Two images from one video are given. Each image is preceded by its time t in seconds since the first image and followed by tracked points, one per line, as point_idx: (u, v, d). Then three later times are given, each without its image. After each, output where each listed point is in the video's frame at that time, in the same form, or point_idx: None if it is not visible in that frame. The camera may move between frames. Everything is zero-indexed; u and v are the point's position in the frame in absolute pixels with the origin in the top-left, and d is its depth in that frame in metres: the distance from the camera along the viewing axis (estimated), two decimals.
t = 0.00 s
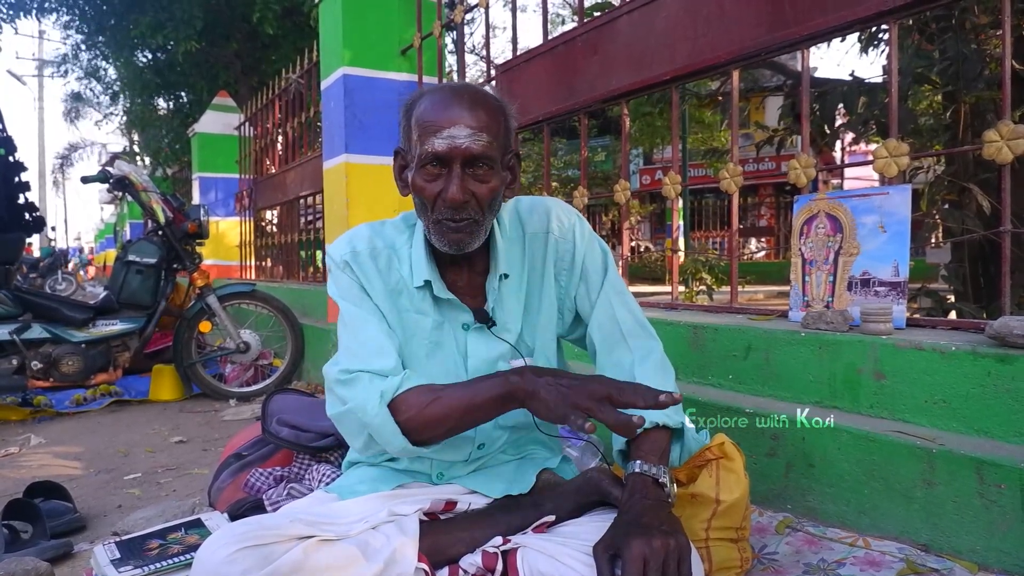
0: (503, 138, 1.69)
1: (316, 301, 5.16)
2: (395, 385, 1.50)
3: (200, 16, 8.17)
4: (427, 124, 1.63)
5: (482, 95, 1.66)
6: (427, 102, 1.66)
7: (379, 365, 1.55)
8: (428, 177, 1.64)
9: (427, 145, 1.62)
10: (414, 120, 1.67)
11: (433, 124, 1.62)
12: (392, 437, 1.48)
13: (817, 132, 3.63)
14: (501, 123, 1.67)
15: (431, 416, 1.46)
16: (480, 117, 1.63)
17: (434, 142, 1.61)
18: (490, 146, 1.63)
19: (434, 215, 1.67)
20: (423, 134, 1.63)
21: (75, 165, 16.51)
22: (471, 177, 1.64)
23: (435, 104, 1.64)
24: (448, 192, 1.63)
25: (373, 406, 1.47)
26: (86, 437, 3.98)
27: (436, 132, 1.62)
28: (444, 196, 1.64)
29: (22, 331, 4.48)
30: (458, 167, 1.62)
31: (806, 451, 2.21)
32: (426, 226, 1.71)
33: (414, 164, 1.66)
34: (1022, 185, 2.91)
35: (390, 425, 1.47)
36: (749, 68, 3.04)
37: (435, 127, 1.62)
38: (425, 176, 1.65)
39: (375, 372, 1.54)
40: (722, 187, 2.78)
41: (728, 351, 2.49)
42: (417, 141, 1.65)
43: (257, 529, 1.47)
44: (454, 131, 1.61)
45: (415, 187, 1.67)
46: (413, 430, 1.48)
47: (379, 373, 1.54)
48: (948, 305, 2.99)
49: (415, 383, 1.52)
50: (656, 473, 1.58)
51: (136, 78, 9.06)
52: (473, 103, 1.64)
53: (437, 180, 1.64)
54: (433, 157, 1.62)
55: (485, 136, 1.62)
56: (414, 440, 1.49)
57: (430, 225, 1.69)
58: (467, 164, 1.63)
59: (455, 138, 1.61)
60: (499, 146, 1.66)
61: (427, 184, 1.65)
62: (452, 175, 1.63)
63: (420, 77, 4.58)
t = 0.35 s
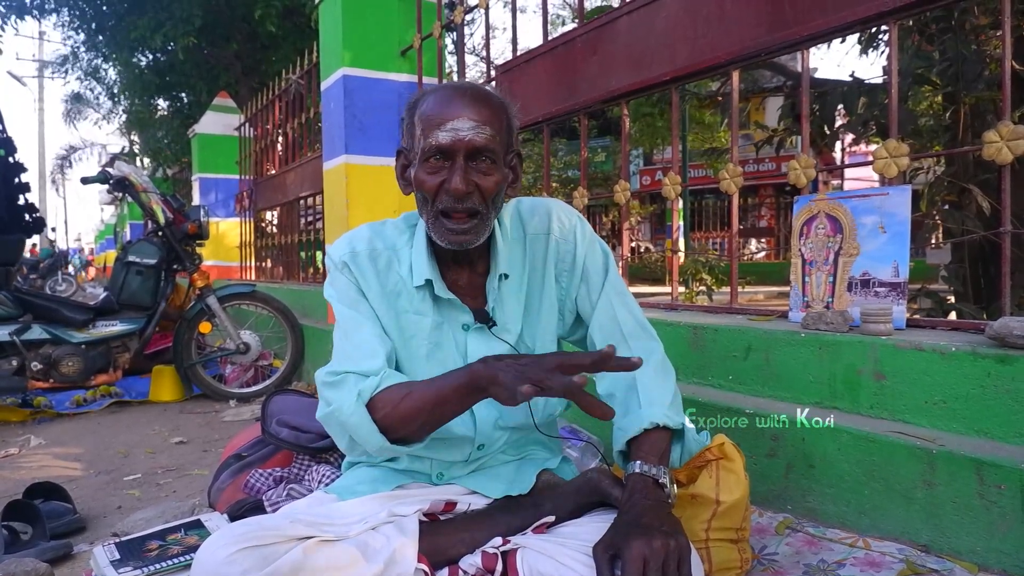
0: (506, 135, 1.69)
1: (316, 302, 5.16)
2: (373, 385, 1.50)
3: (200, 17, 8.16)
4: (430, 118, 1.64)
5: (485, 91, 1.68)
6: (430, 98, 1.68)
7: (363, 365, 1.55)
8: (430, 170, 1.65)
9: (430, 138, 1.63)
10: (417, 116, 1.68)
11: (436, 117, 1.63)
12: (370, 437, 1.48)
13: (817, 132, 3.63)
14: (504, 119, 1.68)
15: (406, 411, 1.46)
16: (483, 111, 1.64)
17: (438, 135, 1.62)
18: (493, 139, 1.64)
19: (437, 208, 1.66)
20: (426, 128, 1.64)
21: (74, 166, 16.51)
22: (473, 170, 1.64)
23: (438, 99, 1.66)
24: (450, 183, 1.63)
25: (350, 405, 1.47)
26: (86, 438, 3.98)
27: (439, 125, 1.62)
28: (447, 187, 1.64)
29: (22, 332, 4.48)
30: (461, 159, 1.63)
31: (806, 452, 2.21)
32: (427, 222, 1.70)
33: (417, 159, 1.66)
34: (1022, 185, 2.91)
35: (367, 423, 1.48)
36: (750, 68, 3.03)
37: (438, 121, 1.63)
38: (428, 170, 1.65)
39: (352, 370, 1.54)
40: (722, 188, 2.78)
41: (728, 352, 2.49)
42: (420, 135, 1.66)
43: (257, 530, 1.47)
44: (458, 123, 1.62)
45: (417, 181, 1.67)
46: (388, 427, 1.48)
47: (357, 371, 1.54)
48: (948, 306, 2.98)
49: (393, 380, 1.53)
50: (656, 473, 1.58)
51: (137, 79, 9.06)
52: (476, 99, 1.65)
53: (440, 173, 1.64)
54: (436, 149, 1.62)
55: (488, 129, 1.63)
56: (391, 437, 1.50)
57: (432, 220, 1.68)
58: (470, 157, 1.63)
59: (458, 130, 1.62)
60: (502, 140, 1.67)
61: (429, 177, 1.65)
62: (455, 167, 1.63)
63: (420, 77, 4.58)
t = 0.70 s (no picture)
0: (506, 130, 1.69)
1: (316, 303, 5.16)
2: (334, 412, 1.49)
3: (199, 18, 8.16)
4: (431, 115, 1.64)
5: (484, 88, 1.68)
6: (429, 96, 1.68)
7: (338, 382, 1.55)
8: (431, 167, 1.65)
9: (431, 135, 1.63)
10: (417, 113, 1.68)
11: (436, 114, 1.64)
12: (333, 466, 1.51)
13: (816, 132, 3.63)
14: (504, 115, 1.68)
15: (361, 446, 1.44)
16: (483, 107, 1.65)
17: (439, 131, 1.62)
18: (493, 135, 1.64)
19: (438, 203, 1.66)
20: (426, 125, 1.64)
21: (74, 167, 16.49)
22: (474, 166, 1.64)
23: (438, 96, 1.66)
24: (451, 179, 1.63)
25: (312, 436, 1.49)
26: (87, 439, 3.98)
27: (440, 122, 1.63)
28: (448, 183, 1.64)
29: (22, 333, 4.48)
30: (462, 155, 1.63)
31: (805, 452, 2.21)
32: (429, 218, 1.70)
33: (418, 156, 1.67)
34: (1023, 184, 2.91)
35: (328, 450, 1.50)
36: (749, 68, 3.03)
37: (439, 118, 1.63)
38: (429, 166, 1.65)
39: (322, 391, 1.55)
40: (721, 188, 2.78)
41: (728, 352, 2.48)
42: (420, 132, 1.66)
43: (257, 530, 1.47)
44: (458, 119, 1.62)
45: (419, 178, 1.67)
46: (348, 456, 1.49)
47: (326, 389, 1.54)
48: (948, 306, 2.98)
49: (351, 405, 1.49)
50: (656, 474, 1.57)
51: (136, 80, 9.05)
52: (476, 96, 1.65)
53: (441, 169, 1.64)
54: (437, 145, 1.63)
55: (489, 125, 1.63)
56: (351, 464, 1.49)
57: (434, 215, 1.68)
58: (471, 152, 1.64)
59: (459, 126, 1.62)
60: (502, 136, 1.67)
61: (430, 173, 1.65)
62: (457, 162, 1.63)
63: (419, 78, 4.57)
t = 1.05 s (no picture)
0: (509, 140, 1.68)
1: (315, 302, 5.16)
2: (357, 421, 1.50)
3: (198, 18, 8.14)
4: (434, 126, 1.63)
5: (488, 97, 1.66)
6: (433, 103, 1.66)
7: (354, 387, 1.56)
8: (434, 177, 1.65)
9: (435, 146, 1.62)
10: (421, 120, 1.67)
11: (440, 126, 1.62)
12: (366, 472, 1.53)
13: (815, 132, 3.63)
14: (508, 125, 1.67)
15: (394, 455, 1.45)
16: (488, 118, 1.63)
17: (442, 144, 1.61)
18: (497, 148, 1.63)
19: (440, 213, 1.67)
20: (429, 135, 1.63)
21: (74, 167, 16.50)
22: (477, 179, 1.64)
23: (442, 106, 1.64)
24: (454, 192, 1.64)
25: (342, 448, 1.51)
26: (86, 439, 3.98)
27: (444, 133, 1.61)
28: (450, 196, 1.65)
29: (21, 332, 4.48)
30: (465, 169, 1.62)
31: (804, 453, 2.21)
32: (430, 225, 1.71)
33: (421, 165, 1.66)
34: (1021, 185, 2.91)
35: (358, 459, 1.52)
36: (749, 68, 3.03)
37: (442, 129, 1.62)
38: (431, 177, 1.65)
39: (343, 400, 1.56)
40: (720, 188, 2.78)
41: (728, 352, 2.48)
42: (424, 142, 1.65)
43: (255, 531, 1.47)
44: (462, 132, 1.61)
45: (420, 187, 1.67)
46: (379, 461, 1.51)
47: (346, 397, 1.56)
48: (946, 306, 2.98)
49: (374, 415, 1.50)
50: (655, 474, 1.57)
51: (136, 80, 9.05)
52: (480, 106, 1.63)
53: (444, 181, 1.64)
54: (440, 158, 1.62)
55: (492, 138, 1.62)
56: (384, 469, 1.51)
57: (435, 224, 1.69)
58: (474, 165, 1.63)
59: (463, 139, 1.60)
60: (506, 148, 1.66)
61: (433, 184, 1.65)
62: (460, 176, 1.63)
63: (419, 78, 4.58)
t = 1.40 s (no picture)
0: (526, 149, 1.68)
1: (316, 303, 5.17)
2: (370, 443, 1.47)
3: (199, 18, 8.14)
4: (451, 133, 1.63)
5: (506, 105, 1.66)
6: (452, 111, 1.66)
7: (367, 399, 1.55)
8: (450, 185, 1.64)
9: (452, 154, 1.61)
10: (437, 127, 1.67)
11: (458, 134, 1.62)
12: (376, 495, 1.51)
13: (815, 133, 3.63)
14: (525, 134, 1.68)
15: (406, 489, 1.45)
16: (506, 126, 1.63)
17: (460, 152, 1.61)
18: (515, 158, 1.63)
19: (455, 223, 1.66)
20: (447, 142, 1.63)
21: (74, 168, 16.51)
22: (494, 189, 1.64)
23: (460, 114, 1.64)
24: (470, 201, 1.63)
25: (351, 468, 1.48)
26: (86, 439, 3.98)
27: (462, 141, 1.61)
28: (467, 206, 1.64)
29: (21, 333, 4.49)
30: (483, 178, 1.62)
31: (804, 454, 2.21)
32: (445, 235, 1.70)
33: (437, 172, 1.65)
34: (1021, 186, 2.91)
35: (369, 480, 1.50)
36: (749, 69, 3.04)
37: (461, 137, 1.61)
38: (447, 185, 1.64)
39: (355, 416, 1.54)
40: (720, 189, 2.78)
41: (728, 353, 2.48)
42: (441, 148, 1.64)
43: (255, 533, 1.48)
44: (481, 140, 1.61)
45: (436, 195, 1.66)
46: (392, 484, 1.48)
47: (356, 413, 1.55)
48: (946, 307, 2.98)
49: (389, 438, 1.48)
50: (658, 476, 1.58)
51: (136, 80, 9.06)
52: (499, 115, 1.64)
53: (460, 190, 1.64)
54: (458, 166, 1.61)
55: (511, 148, 1.62)
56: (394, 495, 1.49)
57: (450, 234, 1.68)
58: (492, 175, 1.62)
59: (481, 147, 1.60)
60: (523, 158, 1.66)
61: (449, 192, 1.64)
62: (476, 185, 1.62)
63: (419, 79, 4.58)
